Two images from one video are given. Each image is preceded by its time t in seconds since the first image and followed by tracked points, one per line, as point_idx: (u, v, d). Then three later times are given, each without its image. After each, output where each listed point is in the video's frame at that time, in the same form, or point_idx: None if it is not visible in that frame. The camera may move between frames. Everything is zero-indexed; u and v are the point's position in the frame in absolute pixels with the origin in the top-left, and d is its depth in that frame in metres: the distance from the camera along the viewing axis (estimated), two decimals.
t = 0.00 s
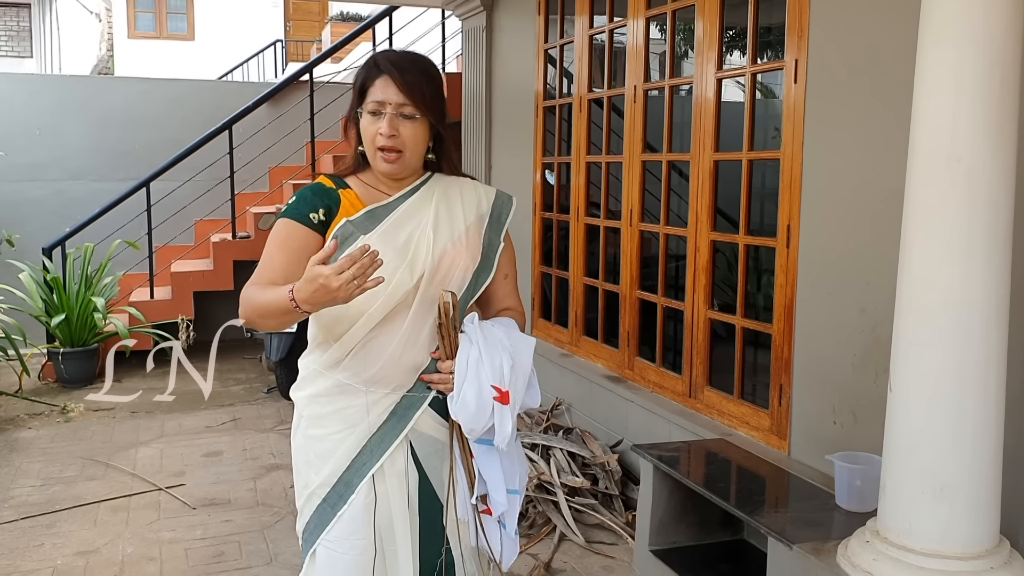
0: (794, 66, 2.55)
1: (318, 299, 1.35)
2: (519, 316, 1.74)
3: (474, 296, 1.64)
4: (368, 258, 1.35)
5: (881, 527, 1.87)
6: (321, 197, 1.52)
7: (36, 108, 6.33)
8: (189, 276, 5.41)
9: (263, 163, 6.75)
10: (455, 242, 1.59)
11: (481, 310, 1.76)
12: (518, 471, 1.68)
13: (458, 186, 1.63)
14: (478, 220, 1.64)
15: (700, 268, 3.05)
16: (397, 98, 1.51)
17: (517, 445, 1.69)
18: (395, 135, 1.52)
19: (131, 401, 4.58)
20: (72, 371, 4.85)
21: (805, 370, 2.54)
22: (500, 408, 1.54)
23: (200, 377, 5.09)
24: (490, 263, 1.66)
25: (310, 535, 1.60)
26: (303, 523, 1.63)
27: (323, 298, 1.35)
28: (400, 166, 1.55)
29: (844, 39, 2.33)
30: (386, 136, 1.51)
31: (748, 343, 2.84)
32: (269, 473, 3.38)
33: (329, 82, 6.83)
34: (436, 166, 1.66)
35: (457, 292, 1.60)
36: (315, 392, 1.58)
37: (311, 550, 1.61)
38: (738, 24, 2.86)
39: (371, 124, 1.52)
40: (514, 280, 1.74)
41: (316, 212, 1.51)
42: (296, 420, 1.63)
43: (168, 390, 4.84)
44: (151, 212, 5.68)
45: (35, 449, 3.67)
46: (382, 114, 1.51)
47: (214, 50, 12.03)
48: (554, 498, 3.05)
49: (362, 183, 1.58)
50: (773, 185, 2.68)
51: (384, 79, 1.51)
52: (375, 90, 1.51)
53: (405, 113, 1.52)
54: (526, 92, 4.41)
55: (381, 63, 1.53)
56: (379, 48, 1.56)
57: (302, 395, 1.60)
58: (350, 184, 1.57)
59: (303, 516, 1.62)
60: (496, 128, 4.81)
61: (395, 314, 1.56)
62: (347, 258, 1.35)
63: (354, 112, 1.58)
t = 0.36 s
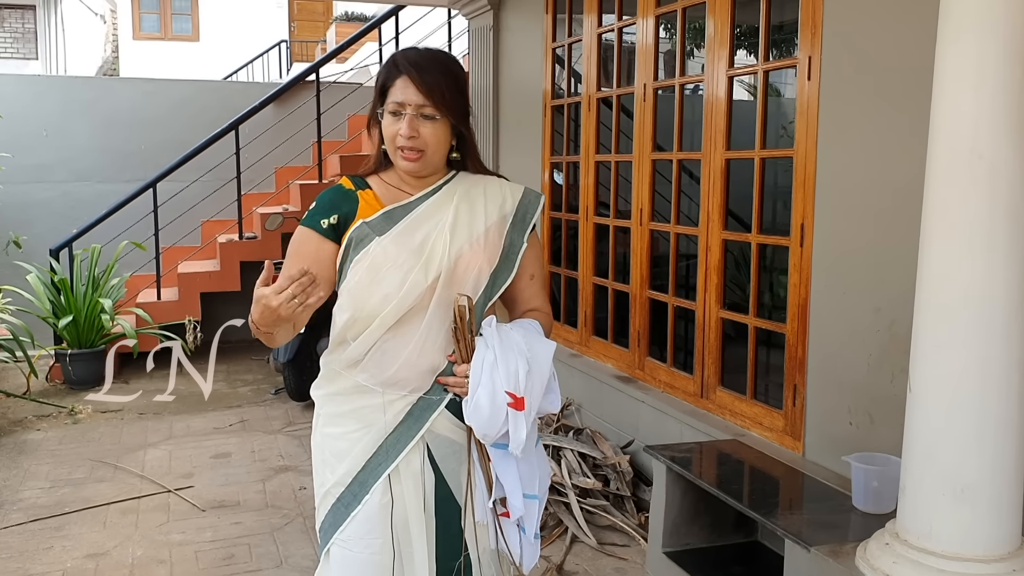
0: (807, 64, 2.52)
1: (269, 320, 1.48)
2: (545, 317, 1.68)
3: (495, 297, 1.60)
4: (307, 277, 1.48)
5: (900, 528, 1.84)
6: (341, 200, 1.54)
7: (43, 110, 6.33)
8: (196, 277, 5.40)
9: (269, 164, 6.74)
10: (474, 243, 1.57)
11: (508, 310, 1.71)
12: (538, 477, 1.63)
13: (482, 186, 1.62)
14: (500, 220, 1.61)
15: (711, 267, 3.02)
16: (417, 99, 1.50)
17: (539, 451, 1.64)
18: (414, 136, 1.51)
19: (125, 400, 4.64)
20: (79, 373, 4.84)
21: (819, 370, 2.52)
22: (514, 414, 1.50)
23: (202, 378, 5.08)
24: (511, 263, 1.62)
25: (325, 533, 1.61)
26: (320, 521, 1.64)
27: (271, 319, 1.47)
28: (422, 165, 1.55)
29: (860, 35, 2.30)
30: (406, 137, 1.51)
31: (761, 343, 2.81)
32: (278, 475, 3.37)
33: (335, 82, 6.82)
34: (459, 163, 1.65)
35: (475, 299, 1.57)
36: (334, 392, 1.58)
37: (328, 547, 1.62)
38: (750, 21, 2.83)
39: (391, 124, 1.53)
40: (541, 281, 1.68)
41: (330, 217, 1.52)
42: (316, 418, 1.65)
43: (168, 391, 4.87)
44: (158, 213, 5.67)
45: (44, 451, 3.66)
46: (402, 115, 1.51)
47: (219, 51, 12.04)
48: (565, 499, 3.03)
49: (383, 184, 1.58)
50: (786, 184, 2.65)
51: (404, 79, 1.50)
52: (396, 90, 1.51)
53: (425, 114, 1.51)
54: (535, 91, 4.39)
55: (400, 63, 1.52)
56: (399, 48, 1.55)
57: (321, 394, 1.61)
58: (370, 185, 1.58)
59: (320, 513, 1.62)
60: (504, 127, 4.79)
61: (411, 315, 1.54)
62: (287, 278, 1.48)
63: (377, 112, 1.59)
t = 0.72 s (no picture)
0: (825, 62, 2.49)
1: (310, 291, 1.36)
2: (562, 323, 1.62)
3: (505, 301, 1.55)
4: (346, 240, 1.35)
5: (927, 533, 1.81)
6: (352, 202, 1.51)
7: (46, 109, 6.29)
8: (201, 278, 5.37)
9: (273, 164, 6.71)
10: (483, 245, 1.54)
11: (523, 317, 1.66)
12: (545, 488, 1.57)
13: (496, 187, 1.58)
14: (513, 222, 1.57)
15: (725, 267, 3.00)
16: (435, 84, 1.48)
17: (545, 461, 1.57)
18: (441, 121, 1.48)
19: (128, 400, 4.61)
20: (84, 374, 4.83)
21: (838, 371, 2.49)
22: (515, 422, 1.44)
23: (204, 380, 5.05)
24: (522, 267, 1.57)
25: (334, 539, 1.60)
26: (329, 526, 1.63)
27: (312, 289, 1.35)
28: (450, 152, 1.51)
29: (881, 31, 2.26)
30: (433, 122, 1.47)
31: (776, 344, 2.79)
32: (286, 477, 3.34)
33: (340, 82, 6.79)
34: (471, 154, 1.63)
35: (478, 304, 1.53)
36: (339, 396, 1.57)
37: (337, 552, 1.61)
38: (765, 20, 2.80)
39: (413, 117, 1.48)
40: (557, 286, 1.64)
41: (344, 218, 1.49)
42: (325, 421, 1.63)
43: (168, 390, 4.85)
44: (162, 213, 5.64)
45: (50, 453, 3.63)
46: (424, 103, 1.47)
47: (220, 51, 12.03)
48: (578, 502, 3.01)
49: (397, 186, 1.55)
50: (802, 184, 2.62)
51: (416, 69, 1.49)
52: (410, 82, 1.48)
53: (446, 97, 1.48)
54: (543, 91, 4.36)
55: (407, 56, 1.50)
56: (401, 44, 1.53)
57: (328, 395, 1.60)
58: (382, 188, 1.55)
59: (330, 517, 1.61)
60: (512, 126, 4.77)
61: (416, 317, 1.52)
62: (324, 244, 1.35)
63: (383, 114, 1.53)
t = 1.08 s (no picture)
0: (836, 63, 2.48)
1: (353, 297, 1.25)
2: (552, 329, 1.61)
3: (503, 303, 1.54)
4: (408, 251, 1.24)
5: (945, 537, 1.79)
6: (342, 203, 1.44)
7: (44, 111, 6.25)
8: (201, 280, 5.35)
9: (273, 165, 6.69)
10: (481, 249, 1.51)
11: (511, 323, 1.63)
12: (544, 497, 1.56)
13: (485, 191, 1.55)
14: (505, 225, 1.54)
15: (733, 269, 2.99)
16: (416, 85, 1.44)
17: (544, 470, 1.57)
18: (422, 123, 1.44)
19: (128, 402, 4.59)
20: (84, 377, 4.80)
21: (850, 374, 2.48)
22: (522, 428, 1.42)
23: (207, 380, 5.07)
24: (516, 272, 1.55)
25: (323, 557, 1.52)
26: (316, 543, 1.55)
27: (359, 296, 1.24)
28: (430, 156, 1.47)
29: (898, 30, 2.25)
30: (413, 126, 1.43)
31: (785, 346, 2.78)
32: (291, 481, 3.31)
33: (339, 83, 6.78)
34: (457, 156, 1.59)
35: (479, 306, 1.50)
36: (328, 407, 1.50)
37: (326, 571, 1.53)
38: (774, 22, 2.79)
39: (394, 119, 1.45)
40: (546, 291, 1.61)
41: (338, 216, 1.42)
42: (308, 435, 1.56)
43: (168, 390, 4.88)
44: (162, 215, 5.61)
45: (51, 456, 3.60)
46: (404, 105, 1.44)
47: (216, 52, 11.97)
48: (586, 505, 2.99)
49: (384, 189, 1.51)
50: (812, 186, 2.62)
51: (396, 70, 1.45)
52: (390, 83, 1.44)
53: (427, 98, 1.45)
54: (546, 93, 4.35)
55: (388, 56, 1.47)
56: (381, 44, 1.50)
57: (314, 409, 1.53)
58: (369, 190, 1.50)
59: (317, 537, 1.53)
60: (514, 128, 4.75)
61: (414, 323, 1.48)
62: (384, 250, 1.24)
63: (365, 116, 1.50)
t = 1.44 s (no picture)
0: (839, 63, 2.48)
1: (291, 302, 1.25)
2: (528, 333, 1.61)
3: (488, 307, 1.53)
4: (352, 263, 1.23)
5: (952, 536, 1.77)
6: (323, 206, 1.43)
7: (39, 111, 6.22)
8: (197, 280, 5.33)
9: (270, 165, 6.69)
10: (467, 253, 1.50)
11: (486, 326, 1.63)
12: (537, 500, 1.57)
13: (467, 194, 1.54)
14: (488, 229, 1.54)
15: (735, 269, 2.99)
16: (410, 90, 1.42)
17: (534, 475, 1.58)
18: (413, 129, 1.42)
19: (127, 402, 4.57)
20: (81, 377, 4.79)
21: (853, 374, 2.48)
22: (515, 431, 1.40)
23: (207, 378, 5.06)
24: (501, 275, 1.55)
25: (306, 569, 1.48)
26: (298, 556, 1.51)
27: (295, 300, 1.24)
28: (417, 162, 1.44)
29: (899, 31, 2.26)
30: (403, 131, 1.41)
31: (788, 346, 2.78)
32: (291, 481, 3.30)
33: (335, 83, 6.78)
34: (440, 161, 1.57)
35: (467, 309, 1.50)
36: (310, 416, 1.46)
37: None
38: (776, 21, 2.79)
39: (383, 120, 1.42)
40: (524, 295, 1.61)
41: (312, 221, 1.41)
42: (288, 444, 1.51)
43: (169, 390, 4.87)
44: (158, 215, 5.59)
45: (49, 457, 3.59)
46: (397, 108, 1.41)
47: (211, 51, 11.92)
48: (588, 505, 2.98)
49: (363, 191, 1.48)
50: (813, 186, 2.61)
51: (392, 71, 1.42)
52: (384, 84, 1.41)
53: (420, 103, 1.42)
54: (546, 93, 4.34)
55: (383, 55, 1.44)
56: (375, 41, 1.47)
57: (293, 417, 1.48)
58: (346, 193, 1.47)
59: (298, 550, 1.49)
60: (512, 128, 4.74)
61: (399, 329, 1.45)
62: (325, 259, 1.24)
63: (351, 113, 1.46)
